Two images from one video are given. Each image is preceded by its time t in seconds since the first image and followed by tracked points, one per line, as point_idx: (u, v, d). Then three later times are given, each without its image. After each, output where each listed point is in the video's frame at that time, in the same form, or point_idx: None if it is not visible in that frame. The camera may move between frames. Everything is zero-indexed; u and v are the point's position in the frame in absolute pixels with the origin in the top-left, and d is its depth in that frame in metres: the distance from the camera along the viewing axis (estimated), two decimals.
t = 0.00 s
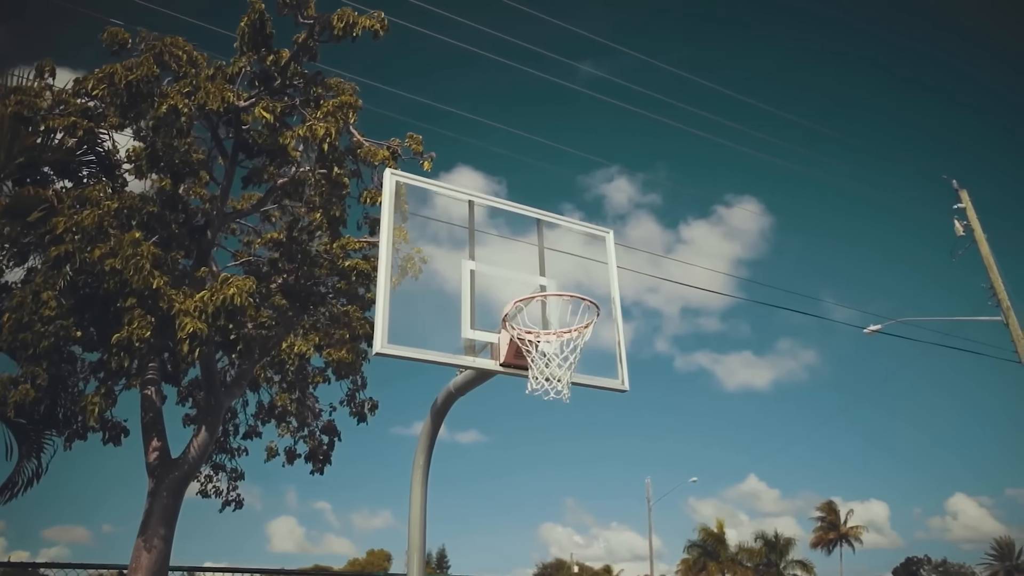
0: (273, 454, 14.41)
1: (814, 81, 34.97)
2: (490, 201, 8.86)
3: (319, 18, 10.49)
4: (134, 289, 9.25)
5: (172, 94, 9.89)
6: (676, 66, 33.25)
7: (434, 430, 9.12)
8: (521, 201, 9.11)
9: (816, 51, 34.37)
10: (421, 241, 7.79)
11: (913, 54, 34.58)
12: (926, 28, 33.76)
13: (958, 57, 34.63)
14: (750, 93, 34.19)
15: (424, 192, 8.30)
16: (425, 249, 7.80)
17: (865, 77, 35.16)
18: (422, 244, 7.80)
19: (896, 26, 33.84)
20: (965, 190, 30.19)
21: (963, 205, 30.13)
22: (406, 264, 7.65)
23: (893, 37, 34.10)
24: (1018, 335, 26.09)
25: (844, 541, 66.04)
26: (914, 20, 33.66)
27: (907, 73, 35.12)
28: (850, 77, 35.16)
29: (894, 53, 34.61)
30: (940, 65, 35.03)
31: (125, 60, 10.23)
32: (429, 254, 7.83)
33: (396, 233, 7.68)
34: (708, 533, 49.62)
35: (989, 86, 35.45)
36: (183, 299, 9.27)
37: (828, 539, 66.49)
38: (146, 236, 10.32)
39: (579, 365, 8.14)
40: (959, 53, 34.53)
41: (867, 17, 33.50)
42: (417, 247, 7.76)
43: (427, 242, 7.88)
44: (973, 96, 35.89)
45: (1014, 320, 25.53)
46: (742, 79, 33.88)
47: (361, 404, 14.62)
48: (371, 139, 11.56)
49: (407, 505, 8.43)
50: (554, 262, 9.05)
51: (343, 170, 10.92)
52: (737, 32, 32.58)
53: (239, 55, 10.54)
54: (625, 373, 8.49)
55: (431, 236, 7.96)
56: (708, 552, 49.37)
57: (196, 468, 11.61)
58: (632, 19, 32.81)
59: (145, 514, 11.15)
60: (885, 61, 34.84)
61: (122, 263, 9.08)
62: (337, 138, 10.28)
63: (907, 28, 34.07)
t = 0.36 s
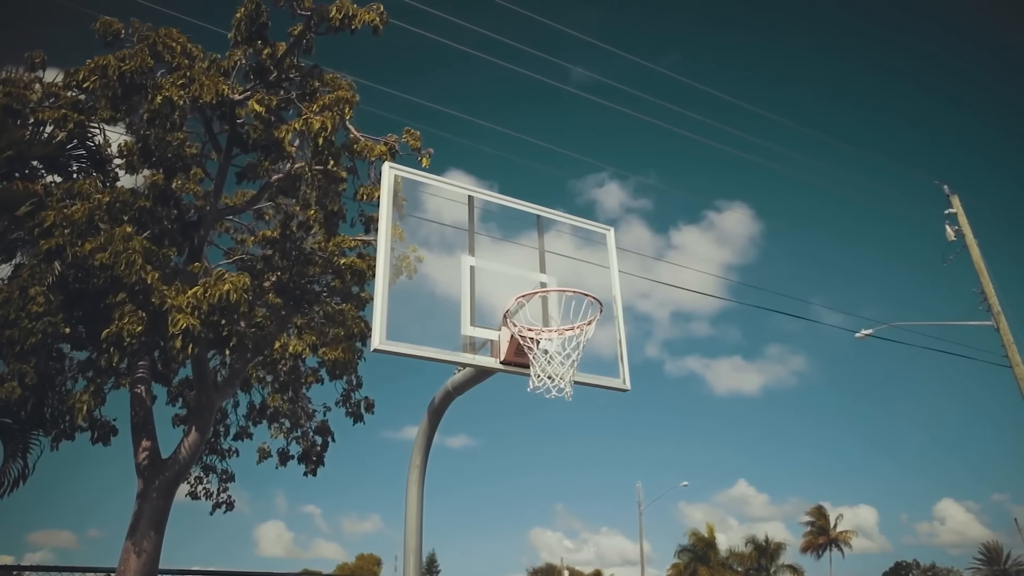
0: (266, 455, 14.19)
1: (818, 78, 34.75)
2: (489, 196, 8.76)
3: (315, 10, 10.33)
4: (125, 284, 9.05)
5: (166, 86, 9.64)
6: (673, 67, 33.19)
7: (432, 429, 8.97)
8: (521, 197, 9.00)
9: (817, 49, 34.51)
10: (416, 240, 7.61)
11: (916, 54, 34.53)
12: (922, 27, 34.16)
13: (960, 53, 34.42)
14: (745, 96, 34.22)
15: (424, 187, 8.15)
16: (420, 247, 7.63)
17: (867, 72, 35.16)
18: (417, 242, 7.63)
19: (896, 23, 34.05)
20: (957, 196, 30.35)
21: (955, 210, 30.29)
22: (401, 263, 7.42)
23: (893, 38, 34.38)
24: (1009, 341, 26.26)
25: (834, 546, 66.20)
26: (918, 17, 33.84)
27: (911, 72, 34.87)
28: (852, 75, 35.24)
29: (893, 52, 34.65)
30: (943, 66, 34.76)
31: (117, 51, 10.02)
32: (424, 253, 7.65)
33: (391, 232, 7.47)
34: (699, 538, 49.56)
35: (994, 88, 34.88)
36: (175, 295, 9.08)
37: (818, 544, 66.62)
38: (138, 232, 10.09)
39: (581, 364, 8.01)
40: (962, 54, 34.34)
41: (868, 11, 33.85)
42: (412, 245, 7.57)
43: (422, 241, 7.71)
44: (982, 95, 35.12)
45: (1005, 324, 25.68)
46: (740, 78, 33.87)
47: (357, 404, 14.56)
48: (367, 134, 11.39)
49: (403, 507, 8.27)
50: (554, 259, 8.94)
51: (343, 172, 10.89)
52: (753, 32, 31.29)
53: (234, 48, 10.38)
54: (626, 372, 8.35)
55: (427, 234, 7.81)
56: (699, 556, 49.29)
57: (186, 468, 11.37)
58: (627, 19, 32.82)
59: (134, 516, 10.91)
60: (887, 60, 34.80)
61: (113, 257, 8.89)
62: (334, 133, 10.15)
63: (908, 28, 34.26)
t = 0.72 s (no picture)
0: (260, 455, 14.02)
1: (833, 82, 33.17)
2: (490, 191, 8.65)
3: (314, 2, 10.19)
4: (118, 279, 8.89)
5: (161, 78, 9.63)
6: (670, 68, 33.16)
7: (430, 428, 8.84)
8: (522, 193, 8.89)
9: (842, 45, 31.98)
10: (412, 237, 7.44)
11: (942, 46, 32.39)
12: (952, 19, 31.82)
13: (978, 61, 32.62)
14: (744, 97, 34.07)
15: (425, 181, 8.02)
16: (417, 245, 7.47)
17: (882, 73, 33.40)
18: (414, 240, 7.48)
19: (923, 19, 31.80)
20: (950, 200, 30.48)
21: (948, 213, 30.40)
22: (399, 261, 7.24)
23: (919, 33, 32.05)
24: (1001, 347, 26.42)
25: (826, 549, 66.28)
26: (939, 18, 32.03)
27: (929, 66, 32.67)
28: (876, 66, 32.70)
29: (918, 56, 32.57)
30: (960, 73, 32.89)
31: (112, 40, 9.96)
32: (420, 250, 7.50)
33: (389, 229, 7.30)
34: (692, 541, 49.49)
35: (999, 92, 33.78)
36: (169, 290, 8.93)
37: (810, 547, 66.67)
38: (132, 226, 9.96)
39: (584, 361, 7.89)
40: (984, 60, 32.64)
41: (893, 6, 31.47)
42: (409, 243, 7.40)
43: (421, 237, 7.54)
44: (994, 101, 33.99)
45: (998, 330, 25.77)
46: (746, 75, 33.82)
47: (354, 404, 14.40)
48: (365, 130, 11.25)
49: (400, 507, 8.13)
50: (554, 255, 8.86)
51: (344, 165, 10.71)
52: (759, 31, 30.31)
53: (231, 41, 10.29)
54: (628, 371, 8.22)
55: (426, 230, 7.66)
56: (692, 560, 49.20)
57: (179, 468, 11.19)
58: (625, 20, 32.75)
59: (125, 517, 10.73)
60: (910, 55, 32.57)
61: (107, 250, 8.74)
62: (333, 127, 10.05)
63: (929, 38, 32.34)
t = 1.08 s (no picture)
0: (253, 455, 13.84)
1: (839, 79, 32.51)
2: (490, 186, 8.54)
3: None
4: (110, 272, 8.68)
5: (156, 68, 9.49)
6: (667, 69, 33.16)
7: (428, 427, 8.69)
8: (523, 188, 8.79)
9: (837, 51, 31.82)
10: (410, 235, 7.19)
11: (938, 52, 32.30)
12: (947, 33, 32.00)
13: (976, 73, 32.56)
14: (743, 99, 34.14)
15: (425, 174, 7.89)
16: (414, 243, 7.21)
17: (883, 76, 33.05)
18: (411, 238, 7.22)
19: (914, 26, 31.81)
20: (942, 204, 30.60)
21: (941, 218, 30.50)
22: (396, 260, 6.99)
23: (910, 41, 32.06)
24: (994, 351, 26.52)
25: (817, 553, 66.38)
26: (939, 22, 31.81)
27: (924, 70, 32.77)
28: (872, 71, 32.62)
29: (918, 58, 32.51)
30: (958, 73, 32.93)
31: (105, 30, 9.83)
32: (418, 248, 7.25)
33: (385, 226, 7.02)
34: (683, 544, 49.40)
35: (1000, 92, 33.02)
36: (163, 285, 8.76)
37: (801, 551, 66.74)
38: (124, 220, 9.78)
39: (587, 357, 7.76)
40: (983, 60, 32.33)
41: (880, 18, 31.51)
42: (406, 241, 7.15)
43: (419, 236, 7.31)
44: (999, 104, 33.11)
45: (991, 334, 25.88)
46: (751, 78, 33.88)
47: (348, 404, 14.24)
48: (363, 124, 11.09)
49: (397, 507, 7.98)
50: (556, 251, 8.74)
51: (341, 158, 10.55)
52: (755, 33, 30.41)
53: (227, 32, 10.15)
54: (631, 369, 8.12)
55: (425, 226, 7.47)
56: (684, 563, 49.10)
57: (170, 467, 10.99)
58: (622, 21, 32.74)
59: (114, 517, 10.51)
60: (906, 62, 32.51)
61: (100, 243, 8.55)
62: (331, 119, 9.93)
63: (931, 39, 32.22)
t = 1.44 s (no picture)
0: (246, 456, 13.67)
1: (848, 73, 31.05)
2: (491, 181, 8.44)
3: None
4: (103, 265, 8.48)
5: (150, 58, 9.35)
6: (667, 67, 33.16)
7: (426, 427, 8.56)
8: (523, 184, 8.69)
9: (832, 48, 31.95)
10: (406, 234, 7.03)
11: (935, 53, 32.36)
12: (946, 36, 32.16)
13: (971, 72, 32.37)
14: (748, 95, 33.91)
15: (424, 168, 7.78)
16: (410, 242, 7.05)
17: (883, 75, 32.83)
18: (409, 237, 7.07)
19: (912, 30, 31.81)
20: (935, 209, 30.71)
21: (934, 222, 30.58)
22: (393, 257, 6.83)
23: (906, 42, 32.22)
24: (986, 354, 26.74)
25: (808, 557, 66.48)
26: (938, 22, 31.63)
27: (925, 71, 32.40)
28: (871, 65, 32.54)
29: (919, 58, 32.48)
30: (959, 72, 32.68)
31: (98, 19, 9.68)
32: (414, 246, 7.10)
33: (382, 224, 6.87)
34: (675, 548, 49.33)
35: (999, 93, 32.54)
36: (156, 279, 8.58)
37: (792, 555, 66.81)
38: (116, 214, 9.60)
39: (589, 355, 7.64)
40: (983, 61, 32.18)
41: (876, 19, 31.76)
42: (402, 239, 6.99)
43: (415, 234, 7.15)
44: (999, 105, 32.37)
45: (985, 336, 26.04)
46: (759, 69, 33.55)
47: (341, 404, 14.09)
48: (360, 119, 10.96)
49: (394, 508, 7.83)
50: (557, 248, 8.62)
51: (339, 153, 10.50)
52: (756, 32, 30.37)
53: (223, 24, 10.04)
54: (632, 368, 8.01)
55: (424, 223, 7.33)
56: (675, 567, 49.00)
57: (161, 466, 10.79)
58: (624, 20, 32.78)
59: (103, 515, 10.31)
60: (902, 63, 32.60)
61: (93, 236, 8.38)
62: (330, 113, 9.81)
63: (934, 39, 32.30)
